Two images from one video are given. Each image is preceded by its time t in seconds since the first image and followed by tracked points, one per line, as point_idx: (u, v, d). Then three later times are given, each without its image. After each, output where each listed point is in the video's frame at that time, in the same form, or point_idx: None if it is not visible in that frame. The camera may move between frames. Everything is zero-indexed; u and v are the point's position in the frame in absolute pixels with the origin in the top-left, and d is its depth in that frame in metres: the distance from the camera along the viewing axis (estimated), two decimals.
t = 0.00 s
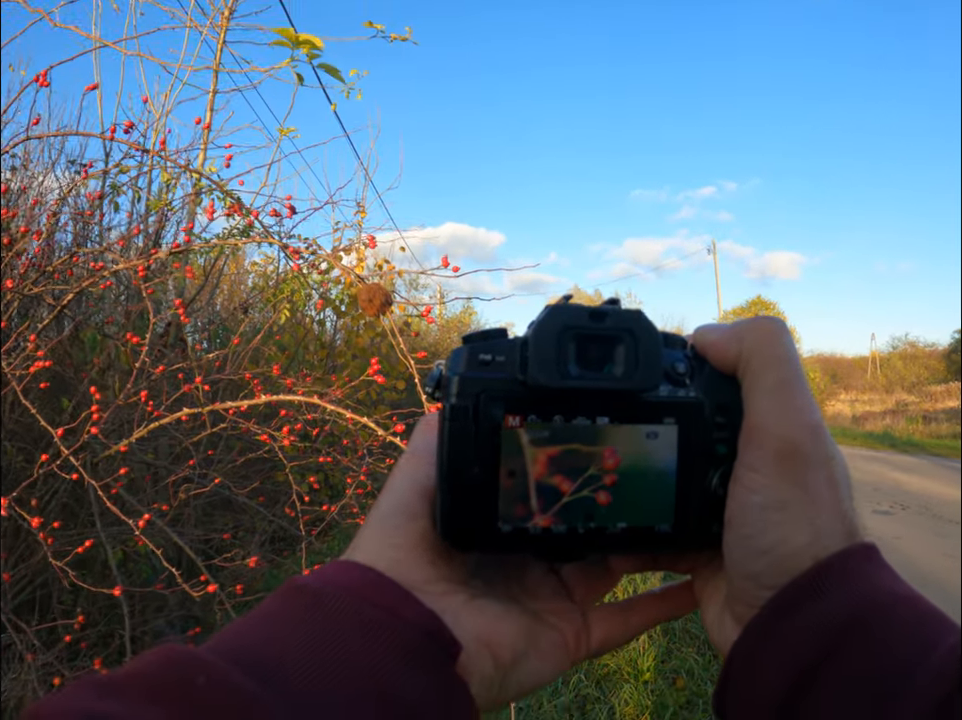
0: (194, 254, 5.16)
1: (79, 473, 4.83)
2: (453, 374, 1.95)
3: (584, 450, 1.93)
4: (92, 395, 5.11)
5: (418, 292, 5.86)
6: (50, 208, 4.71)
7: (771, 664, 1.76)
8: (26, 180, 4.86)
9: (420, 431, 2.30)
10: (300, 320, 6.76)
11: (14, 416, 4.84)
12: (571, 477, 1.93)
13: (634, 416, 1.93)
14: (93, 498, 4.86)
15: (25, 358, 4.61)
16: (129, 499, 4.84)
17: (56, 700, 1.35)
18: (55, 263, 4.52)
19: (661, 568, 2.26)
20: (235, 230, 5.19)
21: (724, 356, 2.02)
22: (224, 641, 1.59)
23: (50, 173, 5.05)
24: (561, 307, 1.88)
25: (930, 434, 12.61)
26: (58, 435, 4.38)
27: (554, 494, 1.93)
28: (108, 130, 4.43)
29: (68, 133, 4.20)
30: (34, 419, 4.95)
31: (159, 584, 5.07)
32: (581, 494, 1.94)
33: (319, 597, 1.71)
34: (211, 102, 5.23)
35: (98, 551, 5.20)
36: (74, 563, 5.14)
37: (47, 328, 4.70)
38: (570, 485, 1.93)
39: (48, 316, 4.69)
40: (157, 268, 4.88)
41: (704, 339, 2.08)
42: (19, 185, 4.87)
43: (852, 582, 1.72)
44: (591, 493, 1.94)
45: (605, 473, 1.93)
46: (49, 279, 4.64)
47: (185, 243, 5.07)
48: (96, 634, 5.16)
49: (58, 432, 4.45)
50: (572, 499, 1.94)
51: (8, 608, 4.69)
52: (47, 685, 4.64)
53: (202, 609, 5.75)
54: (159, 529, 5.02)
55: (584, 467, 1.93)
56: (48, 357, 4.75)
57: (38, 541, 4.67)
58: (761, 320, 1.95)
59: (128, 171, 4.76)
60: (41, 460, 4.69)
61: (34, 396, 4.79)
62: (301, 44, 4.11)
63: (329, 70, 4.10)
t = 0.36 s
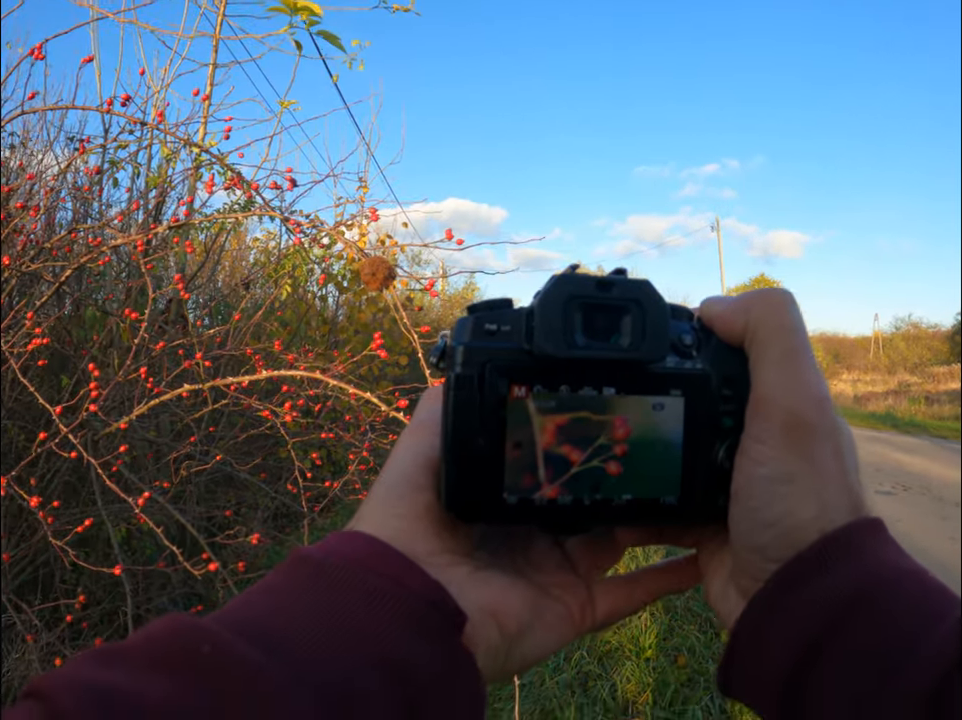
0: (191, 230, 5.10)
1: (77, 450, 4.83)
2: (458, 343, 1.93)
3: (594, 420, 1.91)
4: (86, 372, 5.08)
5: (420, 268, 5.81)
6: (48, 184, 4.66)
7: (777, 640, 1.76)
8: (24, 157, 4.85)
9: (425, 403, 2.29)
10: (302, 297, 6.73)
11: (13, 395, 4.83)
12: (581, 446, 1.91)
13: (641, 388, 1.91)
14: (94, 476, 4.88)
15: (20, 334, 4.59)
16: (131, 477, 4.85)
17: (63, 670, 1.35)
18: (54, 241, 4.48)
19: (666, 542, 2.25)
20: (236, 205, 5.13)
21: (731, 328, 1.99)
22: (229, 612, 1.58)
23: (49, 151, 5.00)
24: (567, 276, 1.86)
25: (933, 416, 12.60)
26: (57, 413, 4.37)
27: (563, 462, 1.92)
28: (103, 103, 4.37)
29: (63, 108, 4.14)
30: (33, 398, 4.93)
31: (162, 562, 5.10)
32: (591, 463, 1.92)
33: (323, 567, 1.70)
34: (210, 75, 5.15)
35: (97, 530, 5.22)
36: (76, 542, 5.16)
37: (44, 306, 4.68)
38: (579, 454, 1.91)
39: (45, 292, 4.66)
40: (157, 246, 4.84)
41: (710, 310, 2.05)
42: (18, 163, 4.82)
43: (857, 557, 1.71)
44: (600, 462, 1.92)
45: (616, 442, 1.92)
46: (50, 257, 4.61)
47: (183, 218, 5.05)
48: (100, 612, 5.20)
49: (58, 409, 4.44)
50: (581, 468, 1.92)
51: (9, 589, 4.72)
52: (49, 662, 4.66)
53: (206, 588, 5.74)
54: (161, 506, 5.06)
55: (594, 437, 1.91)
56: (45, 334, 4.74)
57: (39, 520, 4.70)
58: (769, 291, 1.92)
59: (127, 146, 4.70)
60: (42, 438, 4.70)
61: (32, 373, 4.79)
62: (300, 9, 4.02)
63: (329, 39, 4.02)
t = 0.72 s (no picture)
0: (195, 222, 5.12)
1: (83, 440, 4.82)
2: (452, 329, 1.92)
3: (588, 406, 1.90)
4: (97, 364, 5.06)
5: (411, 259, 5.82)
6: (45, 175, 4.59)
7: (769, 625, 1.77)
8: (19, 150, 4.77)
9: (420, 390, 2.28)
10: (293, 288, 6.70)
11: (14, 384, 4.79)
12: (576, 432, 1.91)
13: (636, 373, 1.91)
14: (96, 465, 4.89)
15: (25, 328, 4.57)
16: (134, 467, 4.86)
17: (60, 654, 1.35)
18: (54, 231, 4.46)
19: (660, 527, 2.26)
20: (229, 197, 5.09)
21: (725, 314, 1.99)
22: (224, 597, 1.58)
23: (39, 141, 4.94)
24: (562, 261, 1.85)
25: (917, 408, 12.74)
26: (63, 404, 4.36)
27: (558, 449, 1.91)
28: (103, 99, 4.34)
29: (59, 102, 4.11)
30: (37, 385, 4.90)
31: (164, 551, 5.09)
32: (587, 448, 1.92)
33: (317, 552, 1.70)
34: (203, 68, 5.12)
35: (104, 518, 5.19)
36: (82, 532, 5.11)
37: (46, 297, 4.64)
38: (574, 439, 1.91)
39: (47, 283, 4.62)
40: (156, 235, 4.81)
41: (704, 297, 2.05)
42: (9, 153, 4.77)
43: (850, 543, 1.72)
44: (595, 448, 1.92)
45: (611, 428, 1.91)
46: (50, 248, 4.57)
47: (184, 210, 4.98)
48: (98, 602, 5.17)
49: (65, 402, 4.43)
50: (577, 453, 1.92)
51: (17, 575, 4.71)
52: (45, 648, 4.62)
53: (200, 577, 5.73)
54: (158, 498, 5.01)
55: (589, 423, 1.91)
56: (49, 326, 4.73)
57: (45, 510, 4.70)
58: (764, 277, 1.92)
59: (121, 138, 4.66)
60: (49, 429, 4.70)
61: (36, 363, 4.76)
62: (313, 23, 3.99)
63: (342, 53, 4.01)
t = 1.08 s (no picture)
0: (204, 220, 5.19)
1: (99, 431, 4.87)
2: (437, 331, 1.92)
3: (570, 411, 1.89)
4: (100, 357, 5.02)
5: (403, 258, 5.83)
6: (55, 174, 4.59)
7: (755, 631, 1.77)
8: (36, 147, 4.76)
9: (408, 390, 2.26)
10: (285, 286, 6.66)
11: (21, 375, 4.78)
12: (560, 434, 1.89)
13: (620, 376, 1.90)
14: (104, 455, 4.94)
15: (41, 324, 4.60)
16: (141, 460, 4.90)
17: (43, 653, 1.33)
18: (67, 229, 4.49)
19: (645, 531, 2.25)
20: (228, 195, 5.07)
21: (711, 316, 1.99)
22: (205, 598, 1.57)
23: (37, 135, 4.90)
24: (545, 263, 1.84)
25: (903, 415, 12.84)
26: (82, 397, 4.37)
27: (543, 451, 1.89)
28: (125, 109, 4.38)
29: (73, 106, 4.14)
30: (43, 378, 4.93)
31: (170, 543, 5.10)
32: (572, 451, 1.91)
33: (300, 553, 1.69)
34: (203, 65, 5.10)
35: (117, 510, 5.17)
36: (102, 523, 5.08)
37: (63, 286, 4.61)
38: (559, 441, 1.90)
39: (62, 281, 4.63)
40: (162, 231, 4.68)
41: (690, 299, 2.05)
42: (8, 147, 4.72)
43: (835, 549, 1.72)
44: (581, 450, 1.91)
45: (597, 431, 1.89)
46: (58, 244, 4.54)
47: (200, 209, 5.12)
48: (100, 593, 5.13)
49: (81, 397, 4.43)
50: (561, 456, 1.91)
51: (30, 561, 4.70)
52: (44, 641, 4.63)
53: (188, 570, 5.70)
54: (163, 491, 4.97)
55: (576, 426, 1.89)
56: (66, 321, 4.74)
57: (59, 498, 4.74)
58: (750, 280, 1.92)
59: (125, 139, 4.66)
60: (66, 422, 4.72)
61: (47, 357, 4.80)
62: (344, 56, 4.07)
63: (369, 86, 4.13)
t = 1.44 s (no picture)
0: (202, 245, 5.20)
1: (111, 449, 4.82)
2: (426, 364, 1.93)
3: (558, 444, 1.90)
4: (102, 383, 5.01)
5: (391, 280, 5.86)
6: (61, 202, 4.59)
7: (743, 656, 1.79)
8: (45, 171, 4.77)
9: (399, 420, 2.27)
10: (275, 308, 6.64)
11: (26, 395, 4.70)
12: (551, 465, 1.90)
13: (608, 408, 1.92)
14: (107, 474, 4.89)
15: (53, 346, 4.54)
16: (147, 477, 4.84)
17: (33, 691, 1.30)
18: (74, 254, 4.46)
19: (635, 561, 2.26)
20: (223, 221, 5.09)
21: (698, 346, 2.01)
22: (196, 633, 1.55)
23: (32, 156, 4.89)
24: (533, 297, 1.86)
25: (885, 434, 12.97)
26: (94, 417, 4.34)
27: (534, 481, 1.90)
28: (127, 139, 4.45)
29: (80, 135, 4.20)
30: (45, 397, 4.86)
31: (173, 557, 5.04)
32: (564, 481, 1.92)
33: (291, 585, 1.67)
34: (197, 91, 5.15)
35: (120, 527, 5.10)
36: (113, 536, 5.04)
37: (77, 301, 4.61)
38: (550, 472, 1.90)
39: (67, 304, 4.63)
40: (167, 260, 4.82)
41: (678, 330, 2.07)
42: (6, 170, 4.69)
43: (825, 578, 1.72)
44: (572, 481, 1.92)
45: (586, 464, 1.91)
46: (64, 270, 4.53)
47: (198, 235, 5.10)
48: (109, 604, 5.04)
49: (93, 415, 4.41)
50: (553, 486, 1.92)
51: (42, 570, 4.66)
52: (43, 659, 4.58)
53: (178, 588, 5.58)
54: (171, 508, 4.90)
55: (564, 457, 1.91)
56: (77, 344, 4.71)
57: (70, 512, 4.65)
58: (737, 310, 1.95)
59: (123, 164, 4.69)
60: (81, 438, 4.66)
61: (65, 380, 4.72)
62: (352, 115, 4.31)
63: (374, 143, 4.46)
